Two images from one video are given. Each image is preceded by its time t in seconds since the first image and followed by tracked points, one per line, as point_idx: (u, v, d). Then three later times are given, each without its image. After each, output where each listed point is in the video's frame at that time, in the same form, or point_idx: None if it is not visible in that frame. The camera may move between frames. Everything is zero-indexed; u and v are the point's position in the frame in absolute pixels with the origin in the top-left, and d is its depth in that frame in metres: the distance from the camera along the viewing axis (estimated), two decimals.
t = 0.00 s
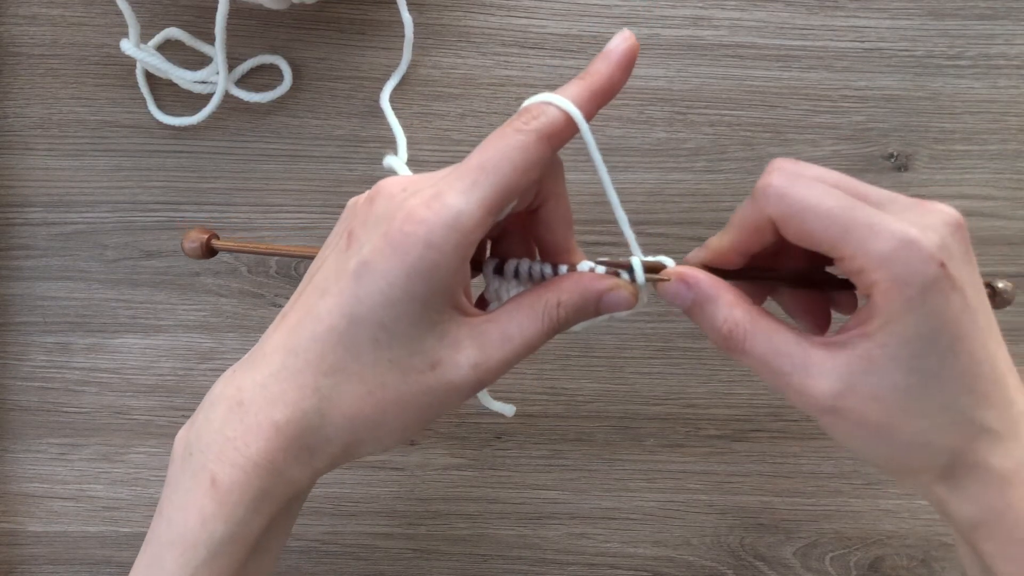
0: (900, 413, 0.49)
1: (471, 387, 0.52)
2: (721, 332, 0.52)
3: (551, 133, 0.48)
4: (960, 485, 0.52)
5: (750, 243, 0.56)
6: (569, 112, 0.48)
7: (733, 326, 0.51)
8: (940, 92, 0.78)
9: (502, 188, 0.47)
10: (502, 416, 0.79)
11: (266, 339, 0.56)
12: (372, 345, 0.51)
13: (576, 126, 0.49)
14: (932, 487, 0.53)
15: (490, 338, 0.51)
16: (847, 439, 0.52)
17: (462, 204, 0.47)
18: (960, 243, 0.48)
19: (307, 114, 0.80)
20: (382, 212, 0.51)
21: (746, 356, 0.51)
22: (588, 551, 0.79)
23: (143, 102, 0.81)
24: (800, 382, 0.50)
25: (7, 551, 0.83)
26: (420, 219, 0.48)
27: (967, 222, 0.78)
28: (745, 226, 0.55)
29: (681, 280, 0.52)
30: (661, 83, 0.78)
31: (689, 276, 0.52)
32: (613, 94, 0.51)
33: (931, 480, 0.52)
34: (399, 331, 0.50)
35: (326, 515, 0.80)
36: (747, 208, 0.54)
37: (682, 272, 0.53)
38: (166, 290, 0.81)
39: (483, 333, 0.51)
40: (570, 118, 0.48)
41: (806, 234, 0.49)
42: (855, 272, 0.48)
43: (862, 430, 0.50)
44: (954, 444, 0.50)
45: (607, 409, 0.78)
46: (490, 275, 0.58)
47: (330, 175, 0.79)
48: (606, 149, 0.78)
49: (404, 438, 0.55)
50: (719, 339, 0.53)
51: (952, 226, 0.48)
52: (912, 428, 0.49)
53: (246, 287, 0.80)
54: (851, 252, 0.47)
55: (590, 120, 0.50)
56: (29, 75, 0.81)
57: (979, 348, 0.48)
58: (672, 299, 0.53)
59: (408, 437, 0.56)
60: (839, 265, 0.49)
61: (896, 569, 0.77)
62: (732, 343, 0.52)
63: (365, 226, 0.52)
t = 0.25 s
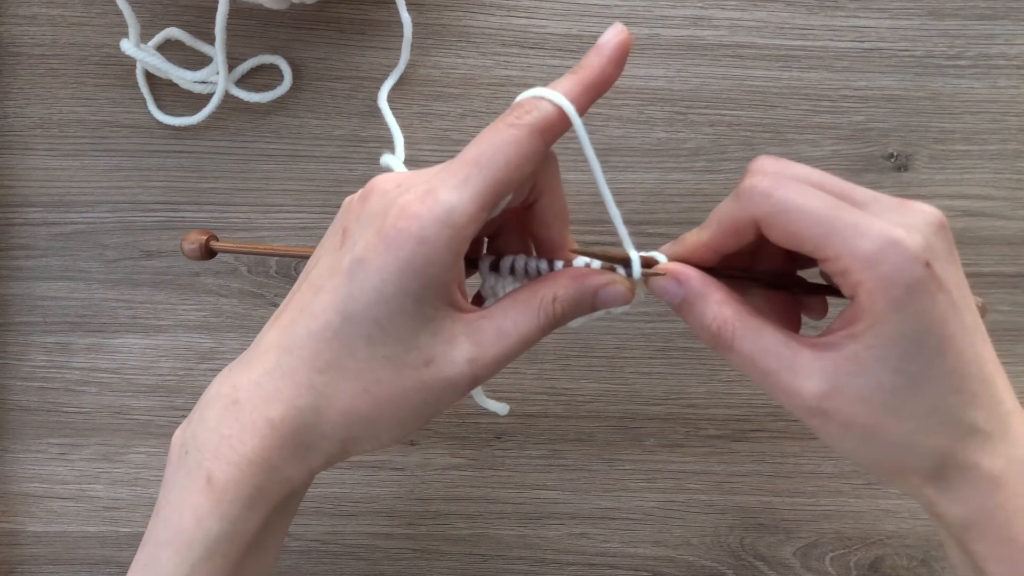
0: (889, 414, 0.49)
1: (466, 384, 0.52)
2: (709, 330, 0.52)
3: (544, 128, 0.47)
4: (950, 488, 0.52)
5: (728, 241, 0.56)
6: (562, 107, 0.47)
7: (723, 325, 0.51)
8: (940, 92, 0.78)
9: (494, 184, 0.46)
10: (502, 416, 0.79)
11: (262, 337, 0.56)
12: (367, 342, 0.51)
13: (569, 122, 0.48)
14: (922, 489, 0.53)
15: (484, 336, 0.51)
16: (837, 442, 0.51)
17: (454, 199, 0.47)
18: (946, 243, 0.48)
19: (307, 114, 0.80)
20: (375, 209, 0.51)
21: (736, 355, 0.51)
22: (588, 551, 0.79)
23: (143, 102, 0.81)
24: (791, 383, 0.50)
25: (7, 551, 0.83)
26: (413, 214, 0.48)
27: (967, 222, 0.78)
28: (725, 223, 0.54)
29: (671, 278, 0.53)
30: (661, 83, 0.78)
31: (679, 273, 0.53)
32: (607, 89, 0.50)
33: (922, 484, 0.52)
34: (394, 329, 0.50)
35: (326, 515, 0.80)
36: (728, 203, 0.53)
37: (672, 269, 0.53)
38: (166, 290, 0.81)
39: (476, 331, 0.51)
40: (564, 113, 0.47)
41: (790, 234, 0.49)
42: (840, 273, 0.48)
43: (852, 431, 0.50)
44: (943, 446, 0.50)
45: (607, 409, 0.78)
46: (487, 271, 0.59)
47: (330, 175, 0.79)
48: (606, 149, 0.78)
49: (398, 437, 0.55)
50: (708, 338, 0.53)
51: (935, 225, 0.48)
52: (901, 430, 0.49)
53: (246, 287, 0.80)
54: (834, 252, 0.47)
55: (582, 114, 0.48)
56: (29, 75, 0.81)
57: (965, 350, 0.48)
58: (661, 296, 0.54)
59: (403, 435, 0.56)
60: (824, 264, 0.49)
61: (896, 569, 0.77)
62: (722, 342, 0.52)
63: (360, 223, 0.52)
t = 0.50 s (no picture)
0: (889, 415, 0.49)
1: (466, 385, 0.52)
2: (709, 331, 0.52)
3: (545, 128, 0.47)
4: (952, 488, 0.52)
5: (728, 243, 0.55)
6: (561, 108, 0.47)
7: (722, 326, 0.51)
8: (940, 92, 0.77)
9: (495, 184, 0.46)
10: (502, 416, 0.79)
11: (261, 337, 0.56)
12: (367, 342, 0.51)
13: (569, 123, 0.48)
14: (924, 489, 0.53)
15: (484, 336, 0.50)
16: (838, 442, 0.51)
17: (455, 199, 0.47)
18: (946, 243, 0.48)
19: (307, 114, 0.80)
20: (376, 209, 0.51)
21: (736, 356, 0.51)
22: (588, 551, 0.79)
23: (143, 102, 0.81)
24: (791, 383, 0.50)
25: (8, 550, 0.83)
26: (413, 214, 0.48)
27: (967, 222, 0.78)
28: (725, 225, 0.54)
29: (671, 279, 0.53)
30: (661, 83, 0.78)
31: (679, 275, 0.53)
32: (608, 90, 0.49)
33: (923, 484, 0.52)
34: (394, 329, 0.50)
35: (326, 515, 0.80)
36: (730, 206, 0.53)
37: (672, 271, 0.53)
38: (166, 290, 0.81)
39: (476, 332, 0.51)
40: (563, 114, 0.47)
41: (790, 235, 0.49)
42: (841, 274, 0.48)
43: (851, 432, 0.50)
44: (944, 446, 0.50)
45: (607, 409, 0.78)
46: (486, 272, 0.59)
47: (330, 175, 0.79)
48: (606, 148, 0.78)
49: (398, 437, 0.55)
50: (708, 339, 0.53)
51: (935, 226, 0.48)
52: (901, 431, 0.49)
53: (246, 287, 0.80)
54: (836, 252, 0.47)
55: (583, 115, 0.48)
56: (29, 75, 0.81)
57: (966, 350, 0.48)
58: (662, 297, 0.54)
59: (403, 435, 0.56)
60: (824, 265, 0.48)
61: (896, 569, 0.77)
62: (721, 342, 0.52)
63: (360, 224, 0.52)
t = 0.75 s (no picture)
0: (890, 416, 0.49)
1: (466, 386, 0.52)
2: (710, 333, 0.52)
3: (546, 128, 0.47)
4: (953, 490, 0.52)
5: (730, 243, 0.55)
6: (564, 107, 0.47)
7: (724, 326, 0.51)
8: (940, 92, 0.78)
9: (497, 184, 0.46)
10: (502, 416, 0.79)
11: (262, 337, 0.56)
12: (367, 343, 0.51)
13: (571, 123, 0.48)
14: (925, 492, 0.53)
15: (486, 336, 0.50)
16: (837, 443, 0.51)
17: (457, 200, 0.47)
18: (948, 245, 0.48)
19: (307, 114, 0.80)
20: (377, 209, 0.51)
21: (736, 356, 0.51)
22: (588, 551, 0.79)
23: (143, 102, 0.81)
24: (790, 384, 0.50)
25: (8, 550, 0.83)
26: (415, 215, 0.48)
27: (967, 222, 0.78)
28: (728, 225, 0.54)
29: (672, 280, 0.53)
30: (661, 83, 0.78)
31: (680, 276, 0.53)
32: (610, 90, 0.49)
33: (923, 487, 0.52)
34: (395, 329, 0.50)
35: (326, 515, 0.80)
36: (733, 206, 0.53)
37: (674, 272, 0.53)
38: (166, 290, 0.81)
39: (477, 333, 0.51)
40: (565, 114, 0.47)
41: (793, 236, 0.49)
42: (843, 275, 0.48)
43: (852, 433, 0.50)
44: (946, 449, 0.50)
45: (607, 409, 0.78)
46: (487, 273, 0.58)
47: (329, 175, 0.79)
48: (606, 149, 0.78)
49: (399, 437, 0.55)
50: (709, 340, 0.53)
51: (938, 227, 0.48)
52: (902, 433, 0.49)
53: (246, 286, 0.80)
54: (839, 253, 0.47)
55: (585, 116, 0.48)
56: (29, 75, 0.81)
57: (967, 352, 0.48)
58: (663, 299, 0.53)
59: (404, 436, 0.56)
60: (827, 266, 0.49)
61: (896, 569, 0.77)
62: (723, 343, 0.52)
63: (360, 224, 0.52)
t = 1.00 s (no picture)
0: (886, 416, 0.49)
1: (463, 386, 0.52)
2: (706, 333, 0.52)
3: (543, 130, 0.47)
4: (950, 490, 0.52)
5: (726, 243, 0.55)
6: (561, 110, 0.47)
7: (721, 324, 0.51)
8: (940, 92, 0.77)
9: (494, 185, 0.46)
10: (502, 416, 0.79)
11: (260, 338, 0.56)
12: (365, 343, 0.51)
13: (568, 125, 0.48)
14: (924, 492, 0.53)
15: (484, 336, 0.51)
16: (832, 442, 0.51)
17: (453, 200, 0.47)
18: (945, 246, 0.48)
19: (307, 113, 0.80)
20: (374, 210, 0.51)
21: (732, 356, 0.51)
22: (588, 551, 0.79)
23: (143, 102, 0.81)
24: (785, 383, 0.50)
25: (8, 550, 0.83)
26: (411, 215, 0.48)
27: (967, 222, 0.78)
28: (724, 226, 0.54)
29: (669, 281, 0.53)
30: (661, 83, 0.78)
31: (677, 277, 0.53)
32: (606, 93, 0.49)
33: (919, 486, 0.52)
34: (391, 329, 0.50)
35: (326, 515, 0.80)
36: (728, 207, 0.52)
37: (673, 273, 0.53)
38: (166, 290, 0.81)
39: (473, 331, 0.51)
40: (562, 117, 0.47)
41: (791, 237, 0.49)
42: (840, 276, 0.48)
43: (847, 432, 0.50)
44: (942, 448, 0.50)
45: (607, 409, 0.78)
46: (483, 275, 0.58)
47: (329, 175, 0.79)
48: (606, 149, 0.78)
49: (397, 438, 0.55)
50: (705, 341, 0.53)
51: (934, 228, 0.47)
52: (898, 432, 0.49)
53: (246, 286, 0.80)
54: (836, 255, 0.47)
55: (581, 118, 0.48)
56: (29, 75, 0.81)
57: (963, 353, 0.48)
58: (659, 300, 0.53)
59: (402, 436, 0.56)
60: (822, 266, 0.48)
61: (896, 569, 0.77)
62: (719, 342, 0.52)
63: (357, 224, 0.51)
